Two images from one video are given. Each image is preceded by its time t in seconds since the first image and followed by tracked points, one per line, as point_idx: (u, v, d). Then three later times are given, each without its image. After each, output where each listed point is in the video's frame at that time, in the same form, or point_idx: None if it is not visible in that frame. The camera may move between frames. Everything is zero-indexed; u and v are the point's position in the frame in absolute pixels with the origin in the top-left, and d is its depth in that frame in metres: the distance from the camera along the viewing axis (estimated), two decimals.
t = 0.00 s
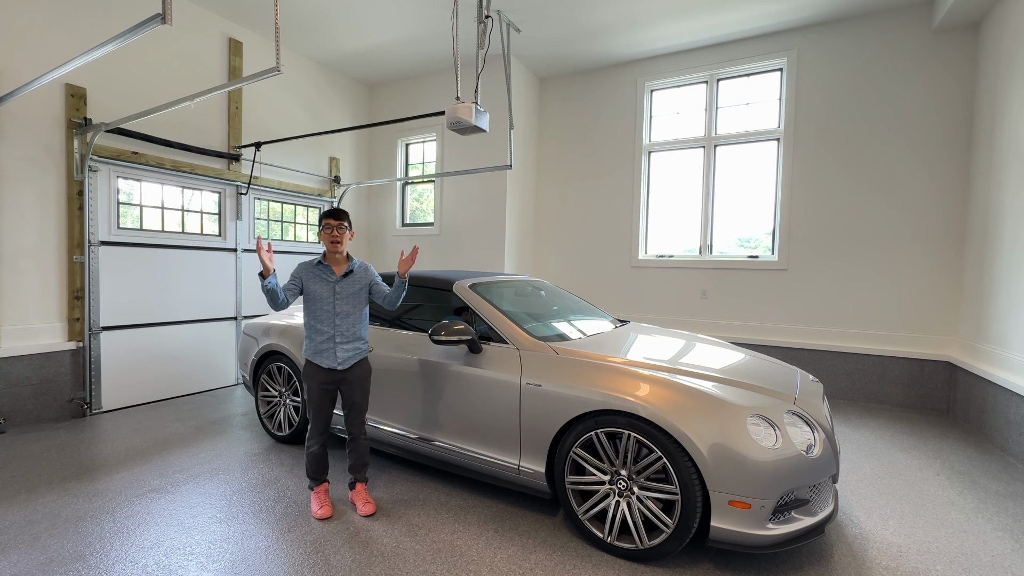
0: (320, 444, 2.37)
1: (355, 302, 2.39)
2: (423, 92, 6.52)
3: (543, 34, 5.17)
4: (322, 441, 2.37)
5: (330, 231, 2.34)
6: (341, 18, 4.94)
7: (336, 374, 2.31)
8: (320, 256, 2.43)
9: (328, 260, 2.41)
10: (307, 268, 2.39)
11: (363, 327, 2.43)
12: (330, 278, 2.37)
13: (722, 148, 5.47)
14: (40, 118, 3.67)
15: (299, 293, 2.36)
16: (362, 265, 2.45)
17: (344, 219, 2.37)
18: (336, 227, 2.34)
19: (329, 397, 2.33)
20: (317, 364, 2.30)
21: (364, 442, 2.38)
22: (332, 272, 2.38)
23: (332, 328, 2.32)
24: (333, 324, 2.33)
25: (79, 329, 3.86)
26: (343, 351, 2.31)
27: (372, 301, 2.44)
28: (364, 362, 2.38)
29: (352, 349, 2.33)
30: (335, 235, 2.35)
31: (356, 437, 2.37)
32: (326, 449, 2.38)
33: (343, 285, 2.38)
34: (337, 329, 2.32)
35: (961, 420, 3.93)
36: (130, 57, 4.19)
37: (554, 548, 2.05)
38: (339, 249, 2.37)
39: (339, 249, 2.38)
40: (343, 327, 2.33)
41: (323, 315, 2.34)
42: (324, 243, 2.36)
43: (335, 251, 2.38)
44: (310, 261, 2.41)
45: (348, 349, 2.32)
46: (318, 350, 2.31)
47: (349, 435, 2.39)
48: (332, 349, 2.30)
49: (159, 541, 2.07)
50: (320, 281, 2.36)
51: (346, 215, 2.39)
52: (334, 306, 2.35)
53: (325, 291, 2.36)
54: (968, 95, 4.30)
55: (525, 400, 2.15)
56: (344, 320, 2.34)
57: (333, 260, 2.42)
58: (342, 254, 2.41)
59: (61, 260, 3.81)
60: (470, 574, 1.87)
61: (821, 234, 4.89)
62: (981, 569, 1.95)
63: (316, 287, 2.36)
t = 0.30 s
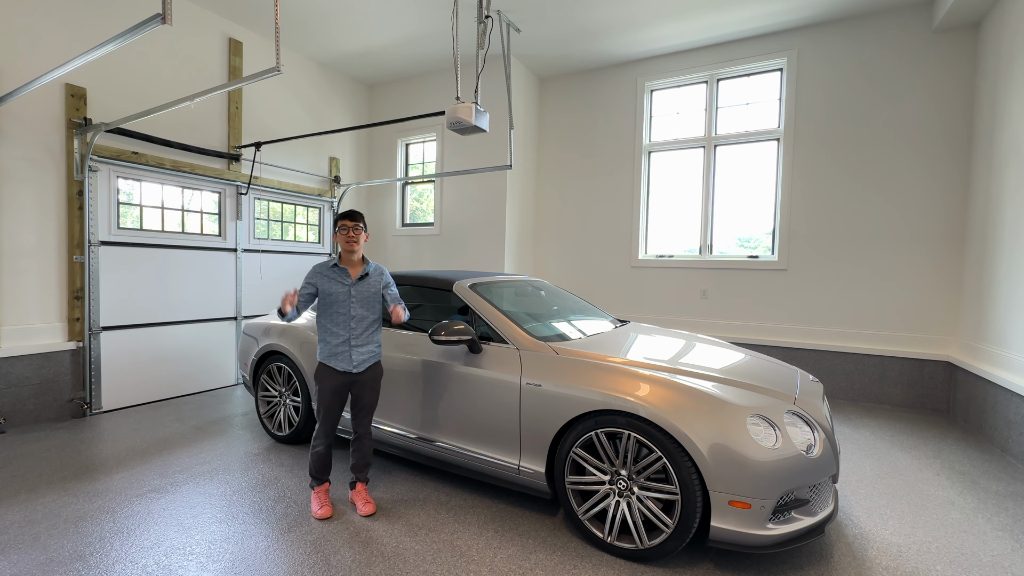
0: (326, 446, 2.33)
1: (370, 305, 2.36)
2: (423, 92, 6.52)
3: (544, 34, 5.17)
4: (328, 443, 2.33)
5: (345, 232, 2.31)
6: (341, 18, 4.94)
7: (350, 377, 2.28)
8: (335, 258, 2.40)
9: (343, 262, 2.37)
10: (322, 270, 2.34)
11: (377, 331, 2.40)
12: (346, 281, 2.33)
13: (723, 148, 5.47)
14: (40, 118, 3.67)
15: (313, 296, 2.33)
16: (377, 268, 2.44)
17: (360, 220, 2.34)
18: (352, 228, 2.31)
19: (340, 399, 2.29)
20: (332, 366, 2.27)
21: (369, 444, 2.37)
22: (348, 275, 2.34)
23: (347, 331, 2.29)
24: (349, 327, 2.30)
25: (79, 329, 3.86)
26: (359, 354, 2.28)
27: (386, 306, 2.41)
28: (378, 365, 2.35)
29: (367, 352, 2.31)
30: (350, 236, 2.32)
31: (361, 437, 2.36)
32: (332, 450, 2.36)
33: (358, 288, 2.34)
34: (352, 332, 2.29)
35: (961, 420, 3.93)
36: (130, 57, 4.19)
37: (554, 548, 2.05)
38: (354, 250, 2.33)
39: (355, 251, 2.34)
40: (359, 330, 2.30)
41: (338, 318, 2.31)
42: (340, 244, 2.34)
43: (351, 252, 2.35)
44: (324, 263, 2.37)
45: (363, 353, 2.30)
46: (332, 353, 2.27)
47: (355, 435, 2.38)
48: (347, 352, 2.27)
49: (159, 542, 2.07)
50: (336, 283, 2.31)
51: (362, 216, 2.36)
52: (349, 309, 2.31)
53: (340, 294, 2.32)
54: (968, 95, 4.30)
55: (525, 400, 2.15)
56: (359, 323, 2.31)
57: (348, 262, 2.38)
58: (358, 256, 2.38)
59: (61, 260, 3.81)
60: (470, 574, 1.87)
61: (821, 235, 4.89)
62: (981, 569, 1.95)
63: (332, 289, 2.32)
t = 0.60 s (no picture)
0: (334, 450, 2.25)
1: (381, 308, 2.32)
2: (423, 92, 6.52)
3: (544, 34, 5.17)
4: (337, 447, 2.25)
5: (359, 233, 2.23)
6: (341, 18, 4.94)
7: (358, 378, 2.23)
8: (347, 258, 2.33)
9: (356, 263, 2.31)
10: (334, 271, 2.29)
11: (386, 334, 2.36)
12: (358, 282, 2.29)
13: (723, 148, 5.47)
14: (41, 118, 3.67)
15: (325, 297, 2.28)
16: (388, 270, 2.40)
17: (374, 221, 2.27)
18: (366, 229, 2.23)
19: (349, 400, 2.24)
20: (341, 367, 2.21)
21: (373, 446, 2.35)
22: (361, 277, 2.29)
23: (358, 333, 2.24)
24: (360, 328, 2.24)
25: (79, 329, 3.86)
26: (370, 356, 2.23)
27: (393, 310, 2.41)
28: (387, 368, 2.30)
29: (377, 354, 2.26)
30: (364, 237, 2.24)
31: (366, 438, 2.35)
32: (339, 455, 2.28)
33: (370, 290, 2.30)
34: (363, 334, 2.24)
35: (961, 420, 3.93)
36: (130, 57, 4.19)
37: (554, 548, 2.05)
38: (369, 251, 2.27)
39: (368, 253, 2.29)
40: (369, 332, 2.25)
41: (349, 319, 2.25)
42: (353, 245, 2.26)
43: (364, 253, 2.28)
44: (337, 264, 2.31)
45: (374, 354, 2.25)
46: (342, 354, 2.21)
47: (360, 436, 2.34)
48: (357, 354, 2.22)
49: (159, 542, 2.07)
50: (348, 284, 2.26)
51: (376, 217, 2.29)
52: (361, 311, 2.26)
53: (352, 296, 2.26)
54: (968, 95, 4.30)
55: (525, 400, 2.15)
56: (370, 325, 2.26)
57: (361, 263, 2.32)
58: (371, 257, 2.31)
59: (61, 260, 3.81)
60: (470, 574, 1.87)
61: (820, 235, 4.89)
62: (981, 569, 1.95)
63: (343, 290, 2.27)
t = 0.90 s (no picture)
0: (348, 457, 2.10)
1: (385, 310, 2.23)
2: (423, 92, 6.52)
3: (544, 34, 5.17)
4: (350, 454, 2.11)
5: (366, 232, 2.18)
6: (341, 18, 4.94)
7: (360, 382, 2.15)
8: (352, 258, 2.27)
9: (361, 263, 2.24)
10: (338, 272, 2.22)
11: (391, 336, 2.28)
12: (361, 283, 2.22)
13: (723, 148, 5.47)
14: (40, 118, 3.67)
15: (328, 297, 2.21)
16: (394, 270, 2.31)
17: (381, 220, 2.22)
18: (373, 228, 2.18)
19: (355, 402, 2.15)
20: (343, 370, 2.13)
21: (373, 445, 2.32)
22: (365, 278, 2.22)
23: (361, 335, 2.16)
24: (363, 330, 2.17)
25: (79, 329, 3.86)
26: (372, 359, 2.15)
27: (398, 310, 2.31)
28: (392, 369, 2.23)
29: (381, 357, 2.17)
30: (371, 237, 2.20)
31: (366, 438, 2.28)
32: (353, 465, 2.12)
33: (374, 291, 2.22)
34: (366, 336, 2.16)
35: (961, 420, 3.93)
36: (130, 57, 4.19)
37: (555, 548, 2.05)
38: (375, 251, 2.22)
39: (374, 252, 2.24)
40: (373, 334, 2.17)
41: (352, 321, 2.18)
42: (359, 245, 2.21)
43: (370, 253, 2.23)
44: (342, 264, 2.25)
45: (376, 357, 2.16)
46: (345, 356, 2.14)
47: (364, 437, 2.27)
48: (359, 356, 2.14)
49: (159, 542, 2.07)
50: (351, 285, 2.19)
51: (383, 216, 2.24)
52: (364, 312, 2.19)
53: (355, 297, 2.20)
54: (968, 96, 4.30)
55: (525, 400, 2.15)
56: (374, 327, 2.18)
57: (366, 263, 2.26)
58: (376, 257, 2.26)
59: (61, 260, 3.81)
60: (470, 574, 1.87)
61: (820, 235, 4.89)
62: (981, 569, 1.95)
63: (346, 291, 2.20)
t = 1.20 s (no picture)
0: (355, 466, 2.03)
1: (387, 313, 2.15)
2: (423, 92, 6.52)
3: (544, 33, 5.17)
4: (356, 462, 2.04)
5: (362, 230, 2.10)
6: (341, 18, 4.94)
7: (366, 389, 2.07)
8: (351, 260, 2.17)
9: (360, 264, 2.14)
10: (336, 274, 2.11)
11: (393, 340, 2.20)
12: (362, 285, 2.11)
13: (723, 148, 5.47)
14: (40, 118, 3.67)
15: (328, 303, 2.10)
16: (394, 270, 2.21)
17: (378, 217, 2.13)
18: (370, 225, 2.10)
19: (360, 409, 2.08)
20: (346, 378, 2.04)
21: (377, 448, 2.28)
22: (365, 279, 2.12)
23: (364, 341, 2.07)
24: (366, 335, 2.08)
25: (79, 329, 3.86)
26: (377, 365, 2.07)
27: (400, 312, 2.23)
28: (397, 374, 2.17)
29: (385, 363, 2.10)
30: (368, 234, 2.10)
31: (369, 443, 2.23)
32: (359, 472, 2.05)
33: (375, 294, 2.12)
34: (369, 342, 2.07)
35: (962, 420, 3.93)
36: (130, 57, 4.19)
37: (555, 548, 2.05)
38: (372, 248, 2.11)
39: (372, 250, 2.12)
40: (376, 339, 2.09)
41: (355, 327, 2.08)
42: (356, 244, 2.11)
43: (368, 252, 2.12)
44: (340, 266, 2.13)
45: (381, 363, 2.09)
46: (348, 364, 2.05)
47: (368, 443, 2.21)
48: (363, 363, 2.05)
49: (159, 541, 2.08)
50: (352, 289, 2.08)
51: (380, 214, 2.16)
52: (366, 316, 2.09)
53: (356, 301, 2.09)
54: (968, 96, 4.30)
55: (525, 400, 2.15)
56: (376, 332, 2.09)
57: (365, 264, 2.15)
58: (376, 256, 2.15)
59: (61, 260, 3.81)
60: (470, 574, 1.87)
61: (821, 235, 4.89)
62: (981, 569, 1.95)
63: (347, 295, 2.09)
